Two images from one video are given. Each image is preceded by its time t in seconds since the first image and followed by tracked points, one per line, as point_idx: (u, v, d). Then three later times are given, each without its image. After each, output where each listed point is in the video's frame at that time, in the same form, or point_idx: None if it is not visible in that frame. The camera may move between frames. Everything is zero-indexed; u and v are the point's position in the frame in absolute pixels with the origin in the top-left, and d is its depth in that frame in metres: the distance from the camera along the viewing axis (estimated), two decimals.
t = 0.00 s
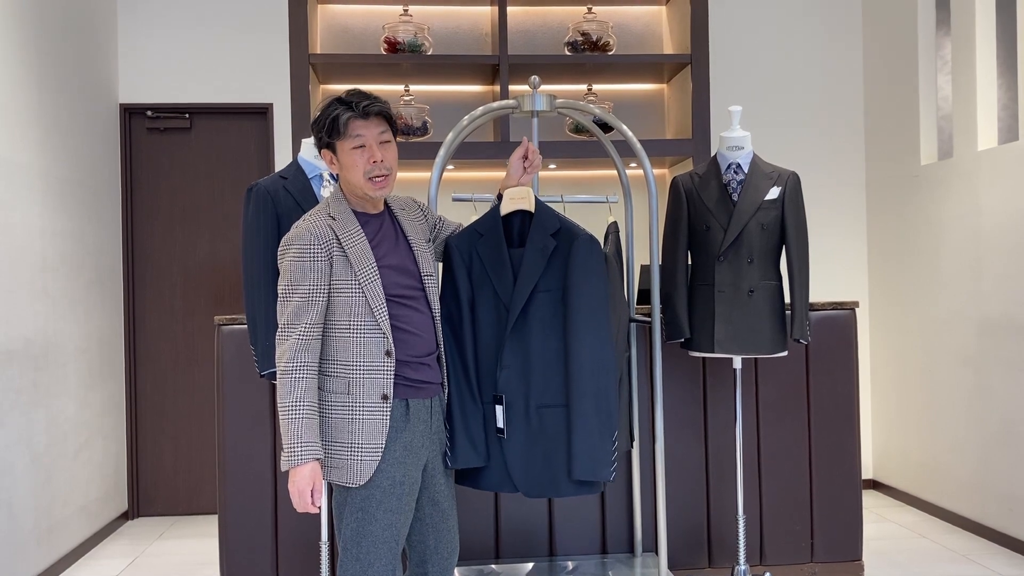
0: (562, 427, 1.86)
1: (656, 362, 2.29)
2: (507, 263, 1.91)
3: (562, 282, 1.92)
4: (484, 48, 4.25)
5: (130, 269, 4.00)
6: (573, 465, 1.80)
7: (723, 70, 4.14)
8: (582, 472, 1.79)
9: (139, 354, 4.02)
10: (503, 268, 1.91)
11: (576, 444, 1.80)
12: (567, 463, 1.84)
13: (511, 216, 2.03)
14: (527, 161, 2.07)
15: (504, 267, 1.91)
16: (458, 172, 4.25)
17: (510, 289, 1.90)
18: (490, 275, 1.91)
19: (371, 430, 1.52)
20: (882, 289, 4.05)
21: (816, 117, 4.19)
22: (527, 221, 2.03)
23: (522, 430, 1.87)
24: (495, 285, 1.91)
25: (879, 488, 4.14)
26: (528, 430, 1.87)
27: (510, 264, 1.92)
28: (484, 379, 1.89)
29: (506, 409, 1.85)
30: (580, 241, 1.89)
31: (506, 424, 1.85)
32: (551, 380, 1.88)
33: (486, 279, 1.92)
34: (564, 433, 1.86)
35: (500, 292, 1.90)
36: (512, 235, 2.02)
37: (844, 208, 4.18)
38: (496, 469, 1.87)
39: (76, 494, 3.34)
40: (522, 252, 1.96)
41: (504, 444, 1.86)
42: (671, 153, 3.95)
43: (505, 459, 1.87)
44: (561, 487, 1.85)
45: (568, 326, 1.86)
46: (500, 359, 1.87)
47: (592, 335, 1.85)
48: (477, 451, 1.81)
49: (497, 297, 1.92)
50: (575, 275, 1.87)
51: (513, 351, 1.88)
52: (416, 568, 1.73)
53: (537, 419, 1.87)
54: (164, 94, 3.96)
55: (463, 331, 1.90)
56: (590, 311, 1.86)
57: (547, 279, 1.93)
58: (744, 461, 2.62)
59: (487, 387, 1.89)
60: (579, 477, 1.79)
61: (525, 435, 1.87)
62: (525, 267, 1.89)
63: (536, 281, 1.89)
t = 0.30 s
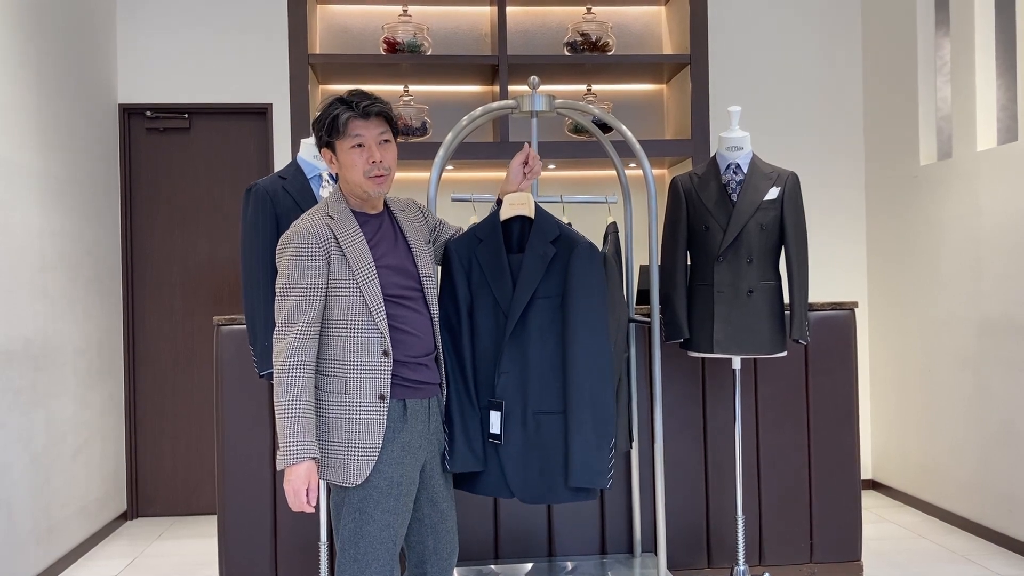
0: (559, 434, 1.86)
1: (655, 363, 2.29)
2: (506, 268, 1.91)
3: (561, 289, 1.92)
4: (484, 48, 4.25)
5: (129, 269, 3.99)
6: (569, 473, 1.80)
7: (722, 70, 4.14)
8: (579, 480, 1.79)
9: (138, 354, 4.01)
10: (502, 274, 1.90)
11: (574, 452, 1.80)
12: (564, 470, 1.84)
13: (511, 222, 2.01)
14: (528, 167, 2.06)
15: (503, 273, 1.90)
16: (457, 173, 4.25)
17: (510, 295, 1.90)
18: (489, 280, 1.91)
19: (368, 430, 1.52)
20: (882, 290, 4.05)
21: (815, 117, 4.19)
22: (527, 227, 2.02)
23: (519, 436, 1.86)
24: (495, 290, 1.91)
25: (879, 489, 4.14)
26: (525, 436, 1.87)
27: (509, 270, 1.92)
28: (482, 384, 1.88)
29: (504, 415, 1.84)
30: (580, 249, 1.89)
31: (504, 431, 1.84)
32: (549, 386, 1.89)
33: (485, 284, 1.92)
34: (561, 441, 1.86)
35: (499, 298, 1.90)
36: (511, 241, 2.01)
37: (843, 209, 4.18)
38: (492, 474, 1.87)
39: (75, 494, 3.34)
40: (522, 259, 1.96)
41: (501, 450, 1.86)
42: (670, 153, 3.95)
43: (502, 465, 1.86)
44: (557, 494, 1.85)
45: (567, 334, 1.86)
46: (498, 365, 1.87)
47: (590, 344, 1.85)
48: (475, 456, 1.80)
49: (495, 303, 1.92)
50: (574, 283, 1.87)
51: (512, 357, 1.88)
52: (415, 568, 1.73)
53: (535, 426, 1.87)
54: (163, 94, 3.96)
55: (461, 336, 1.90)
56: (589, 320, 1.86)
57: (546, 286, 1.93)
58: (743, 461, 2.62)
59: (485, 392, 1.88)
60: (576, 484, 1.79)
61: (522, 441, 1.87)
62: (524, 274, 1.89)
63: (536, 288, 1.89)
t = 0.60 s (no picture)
0: (558, 440, 1.85)
1: (654, 363, 2.28)
2: (509, 271, 1.91)
3: (564, 294, 1.92)
4: (483, 49, 4.25)
5: (129, 269, 3.99)
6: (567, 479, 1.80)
7: (721, 70, 4.15)
8: (575, 486, 1.79)
9: (138, 354, 4.01)
10: (504, 276, 1.90)
11: (572, 458, 1.80)
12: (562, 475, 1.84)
13: (516, 224, 2.02)
14: (534, 169, 2.03)
15: (506, 276, 1.90)
16: (457, 173, 4.25)
17: (512, 299, 1.90)
18: (492, 283, 1.91)
19: (366, 430, 1.52)
20: (881, 290, 4.05)
21: (814, 118, 4.19)
22: (532, 230, 2.03)
23: (518, 440, 1.87)
24: (497, 293, 1.91)
25: (878, 489, 4.14)
26: (524, 441, 1.87)
27: (512, 273, 1.92)
28: (482, 387, 1.89)
29: (503, 418, 1.86)
30: (585, 254, 1.88)
31: (503, 433, 1.85)
32: (550, 391, 1.88)
33: (488, 286, 1.92)
34: (560, 447, 1.85)
35: (501, 300, 1.90)
36: (515, 245, 2.02)
37: (842, 209, 4.19)
38: (489, 476, 1.88)
39: (75, 495, 3.33)
40: (525, 262, 1.95)
41: (499, 452, 1.87)
42: (670, 153, 3.95)
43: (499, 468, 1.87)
44: (554, 500, 1.84)
45: (570, 340, 1.85)
46: (499, 368, 1.87)
47: (592, 350, 1.85)
48: (473, 458, 1.81)
49: (497, 306, 1.92)
50: (577, 289, 1.87)
51: (513, 361, 1.88)
52: (415, 569, 1.73)
53: (534, 430, 1.87)
54: (162, 94, 3.96)
55: (462, 337, 1.91)
56: (591, 325, 1.86)
57: (550, 291, 1.92)
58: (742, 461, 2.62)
59: (485, 395, 1.89)
60: (572, 491, 1.79)
61: (521, 445, 1.87)
62: (527, 278, 1.88)
63: (538, 292, 1.89)
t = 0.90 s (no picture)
0: (563, 443, 1.86)
1: (653, 362, 2.27)
2: (514, 273, 1.91)
3: (571, 298, 1.92)
4: (483, 49, 4.25)
5: (128, 269, 3.99)
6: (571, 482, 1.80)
7: (720, 71, 4.15)
8: (580, 490, 1.79)
9: (137, 354, 4.01)
10: (510, 278, 1.91)
11: (577, 462, 1.80)
12: (567, 479, 1.84)
13: (522, 227, 2.02)
14: (540, 171, 2.01)
15: (511, 278, 1.91)
16: (457, 173, 4.26)
17: (518, 301, 1.90)
18: (498, 285, 1.92)
19: (365, 430, 1.52)
20: (880, 290, 4.05)
21: (814, 118, 4.19)
22: (538, 233, 2.02)
23: (522, 443, 1.86)
24: (503, 295, 1.91)
25: (877, 489, 4.14)
26: (529, 444, 1.87)
27: (518, 276, 1.92)
28: (486, 389, 1.90)
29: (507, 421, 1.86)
30: (591, 257, 1.88)
31: (505, 436, 1.85)
32: (555, 395, 1.88)
33: (493, 288, 1.93)
34: (565, 450, 1.85)
35: (507, 302, 1.90)
36: (522, 247, 2.02)
37: (841, 209, 4.19)
38: (493, 479, 1.89)
39: (73, 496, 3.33)
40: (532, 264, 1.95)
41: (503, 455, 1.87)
42: (669, 154, 3.95)
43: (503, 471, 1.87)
44: (558, 503, 1.85)
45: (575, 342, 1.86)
46: (504, 370, 1.87)
47: (597, 353, 1.85)
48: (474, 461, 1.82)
49: (503, 308, 1.93)
50: (583, 291, 1.87)
51: (518, 363, 1.88)
52: (414, 569, 1.73)
53: (538, 433, 1.87)
54: (161, 94, 3.96)
55: (467, 339, 1.90)
56: (597, 328, 1.86)
57: (556, 293, 1.93)
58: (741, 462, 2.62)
59: (490, 398, 1.89)
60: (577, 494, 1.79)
61: (525, 448, 1.87)
62: (533, 281, 1.88)
63: (544, 295, 1.89)
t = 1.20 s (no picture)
0: (575, 447, 1.86)
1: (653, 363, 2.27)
2: (519, 279, 1.90)
3: (576, 301, 1.91)
4: (481, 49, 4.25)
5: (126, 270, 3.99)
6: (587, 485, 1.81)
7: (719, 71, 4.15)
8: (596, 493, 1.81)
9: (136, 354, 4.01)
10: (515, 285, 1.90)
11: (592, 465, 1.81)
12: (581, 483, 1.85)
13: (523, 232, 2.01)
14: (541, 176, 2.00)
15: (516, 284, 1.90)
16: (456, 174, 4.26)
17: (523, 307, 1.90)
18: (502, 291, 1.91)
19: (363, 430, 1.52)
20: (879, 290, 4.05)
21: (812, 118, 4.19)
22: (540, 238, 2.01)
23: (533, 449, 1.86)
24: (508, 301, 1.91)
25: (876, 490, 4.14)
26: (540, 449, 1.87)
27: (523, 281, 1.91)
28: (495, 397, 1.90)
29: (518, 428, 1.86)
30: (595, 259, 1.88)
31: (518, 443, 1.85)
32: (564, 399, 1.88)
33: (498, 295, 1.93)
34: (577, 454, 1.86)
35: (512, 309, 1.90)
36: (524, 251, 2.01)
37: (840, 210, 4.19)
38: (504, 487, 1.89)
39: (71, 496, 3.32)
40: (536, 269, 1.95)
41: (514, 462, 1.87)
42: (668, 154, 3.95)
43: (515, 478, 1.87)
44: (573, 508, 1.85)
45: (583, 346, 1.86)
46: (512, 378, 1.87)
47: (605, 355, 1.85)
48: (475, 474, 1.82)
49: (509, 315, 1.92)
50: (589, 294, 1.86)
51: (525, 369, 1.88)
52: (413, 569, 1.72)
53: (550, 439, 1.87)
54: (160, 94, 3.96)
55: (473, 348, 1.89)
56: (603, 330, 1.86)
57: (561, 297, 1.92)
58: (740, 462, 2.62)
59: (499, 406, 1.90)
60: (593, 497, 1.81)
61: (536, 454, 1.87)
62: (538, 286, 1.88)
63: (550, 299, 1.88)
